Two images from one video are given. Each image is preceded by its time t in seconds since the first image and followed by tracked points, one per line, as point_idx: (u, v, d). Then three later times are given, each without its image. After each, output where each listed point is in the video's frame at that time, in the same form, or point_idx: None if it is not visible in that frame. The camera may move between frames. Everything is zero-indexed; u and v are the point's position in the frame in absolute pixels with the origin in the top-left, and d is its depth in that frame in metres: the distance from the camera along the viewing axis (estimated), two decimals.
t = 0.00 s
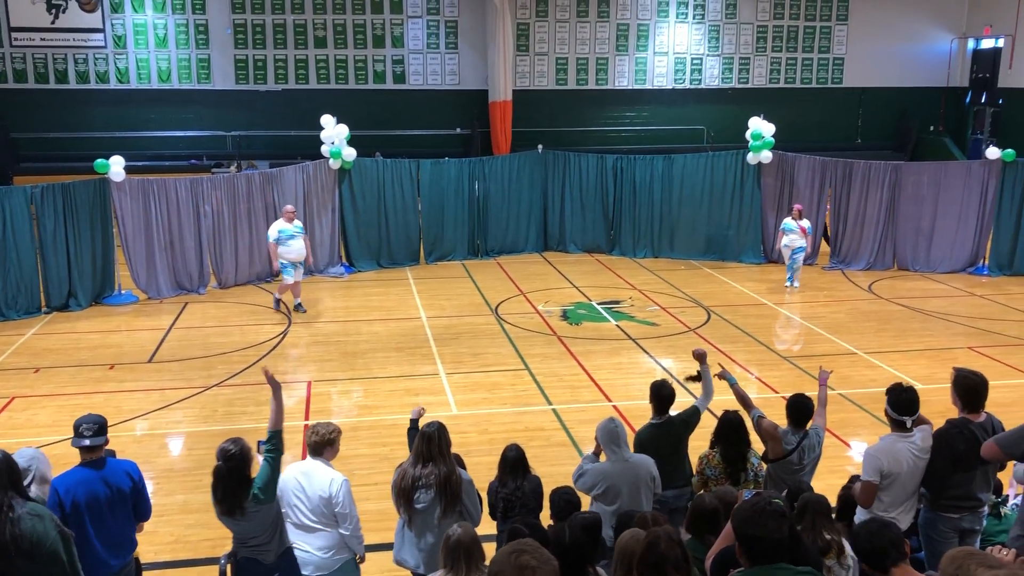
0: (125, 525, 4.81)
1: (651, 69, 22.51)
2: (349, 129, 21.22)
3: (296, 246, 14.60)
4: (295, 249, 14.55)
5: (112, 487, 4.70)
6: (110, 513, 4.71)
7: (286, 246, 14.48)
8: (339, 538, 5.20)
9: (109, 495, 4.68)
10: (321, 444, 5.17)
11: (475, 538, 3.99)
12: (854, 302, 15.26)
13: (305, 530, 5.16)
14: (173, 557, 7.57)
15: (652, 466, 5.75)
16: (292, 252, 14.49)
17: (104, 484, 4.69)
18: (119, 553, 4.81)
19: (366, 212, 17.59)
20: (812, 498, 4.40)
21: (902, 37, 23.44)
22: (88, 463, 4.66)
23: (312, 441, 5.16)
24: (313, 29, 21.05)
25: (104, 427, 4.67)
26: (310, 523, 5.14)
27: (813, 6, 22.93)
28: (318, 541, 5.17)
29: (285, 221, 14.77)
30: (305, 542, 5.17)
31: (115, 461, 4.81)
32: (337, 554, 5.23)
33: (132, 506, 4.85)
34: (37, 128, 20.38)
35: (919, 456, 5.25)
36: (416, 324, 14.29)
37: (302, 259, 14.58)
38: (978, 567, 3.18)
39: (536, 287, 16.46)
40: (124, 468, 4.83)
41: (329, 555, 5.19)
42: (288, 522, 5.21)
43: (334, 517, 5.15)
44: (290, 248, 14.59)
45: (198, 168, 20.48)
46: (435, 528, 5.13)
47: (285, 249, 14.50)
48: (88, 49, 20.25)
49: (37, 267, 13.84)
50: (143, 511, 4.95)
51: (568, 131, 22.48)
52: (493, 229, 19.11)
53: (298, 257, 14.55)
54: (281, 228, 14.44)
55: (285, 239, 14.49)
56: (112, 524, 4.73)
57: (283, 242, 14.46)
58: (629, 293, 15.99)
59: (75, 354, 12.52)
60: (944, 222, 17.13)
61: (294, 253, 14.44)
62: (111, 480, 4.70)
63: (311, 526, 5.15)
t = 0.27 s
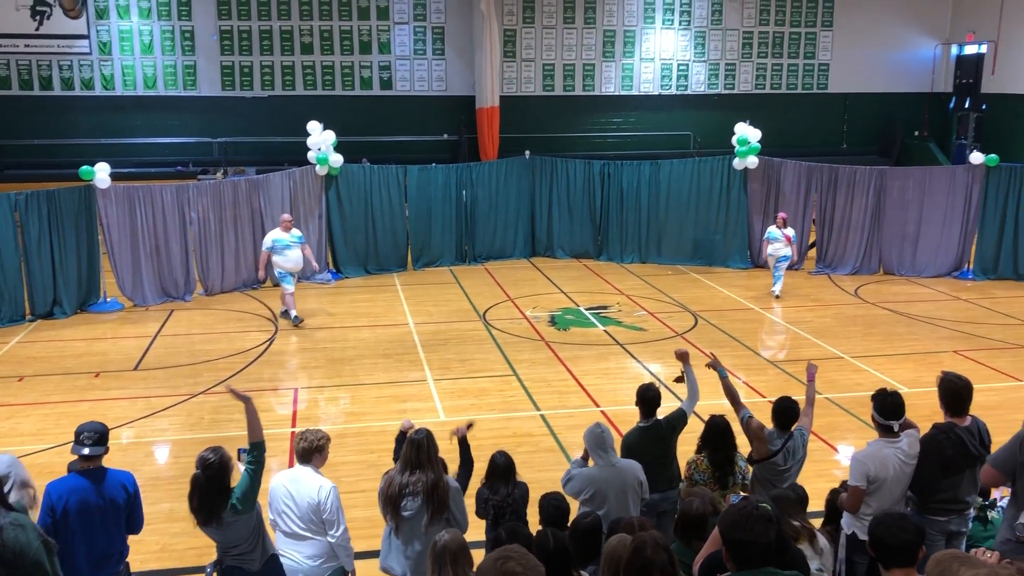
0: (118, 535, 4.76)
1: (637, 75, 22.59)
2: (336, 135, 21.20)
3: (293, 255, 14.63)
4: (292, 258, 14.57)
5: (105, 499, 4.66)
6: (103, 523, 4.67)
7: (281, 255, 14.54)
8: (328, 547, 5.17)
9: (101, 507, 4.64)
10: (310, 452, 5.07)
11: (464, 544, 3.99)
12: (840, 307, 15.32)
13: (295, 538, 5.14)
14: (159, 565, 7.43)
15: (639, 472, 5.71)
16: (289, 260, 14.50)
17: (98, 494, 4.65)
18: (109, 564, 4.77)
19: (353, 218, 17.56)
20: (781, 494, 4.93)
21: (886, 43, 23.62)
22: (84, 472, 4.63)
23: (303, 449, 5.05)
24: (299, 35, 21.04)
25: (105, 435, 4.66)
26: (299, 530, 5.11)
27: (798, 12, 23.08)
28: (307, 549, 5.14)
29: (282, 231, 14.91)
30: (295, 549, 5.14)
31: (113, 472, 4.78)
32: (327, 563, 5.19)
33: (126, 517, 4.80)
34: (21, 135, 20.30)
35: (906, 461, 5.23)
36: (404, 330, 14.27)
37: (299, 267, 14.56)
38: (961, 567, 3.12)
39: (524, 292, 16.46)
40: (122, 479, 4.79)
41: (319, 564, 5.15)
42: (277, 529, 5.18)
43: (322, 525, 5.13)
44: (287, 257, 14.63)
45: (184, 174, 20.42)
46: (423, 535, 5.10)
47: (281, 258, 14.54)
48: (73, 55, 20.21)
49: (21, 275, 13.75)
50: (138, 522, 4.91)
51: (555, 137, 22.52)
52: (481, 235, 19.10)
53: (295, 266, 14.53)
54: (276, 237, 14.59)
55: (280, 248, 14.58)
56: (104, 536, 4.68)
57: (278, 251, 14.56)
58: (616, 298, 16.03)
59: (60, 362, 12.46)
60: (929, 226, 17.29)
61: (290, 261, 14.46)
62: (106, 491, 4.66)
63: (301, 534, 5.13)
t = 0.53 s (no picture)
0: (100, 546, 4.69)
1: (624, 78, 22.65)
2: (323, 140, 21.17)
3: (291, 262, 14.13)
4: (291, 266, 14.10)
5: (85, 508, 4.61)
6: (81, 533, 4.61)
7: (280, 262, 14.07)
8: (329, 554, 5.15)
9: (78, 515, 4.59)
10: (308, 457, 5.06)
11: (456, 550, 3.97)
12: (828, 309, 15.38)
13: (296, 545, 5.12)
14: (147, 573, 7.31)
15: (627, 475, 5.67)
16: (288, 268, 14.04)
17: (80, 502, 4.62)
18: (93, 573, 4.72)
19: (341, 223, 17.55)
20: (759, 469, 4.96)
21: (871, 46, 23.76)
22: (68, 477, 4.62)
23: (299, 454, 5.05)
24: (285, 40, 20.99)
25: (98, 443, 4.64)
26: (302, 537, 5.09)
27: (783, 16, 23.19)
28: (310, 556, 5.12)
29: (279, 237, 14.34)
30: (298, 557, 5.13)
31: (103, 481, 4.73)
32: (329, 570, 5.16)
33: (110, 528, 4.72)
34: (5, 141, 20.18)
35: (893, 461, 5.25)
36: (392, 335, 14.25)
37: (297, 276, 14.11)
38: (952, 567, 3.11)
39: (512, 296, 16.45)
40: (109, 489, 4.72)
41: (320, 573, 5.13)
42: (279, 537, 5.16)
43: (325, 531, 5.10)
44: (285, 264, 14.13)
45: (170, 179, 20.35)
46: (410, 542, 5.02)
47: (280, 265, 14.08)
48: (57, 61, 20.11)
49: (6, 282, 13.65)
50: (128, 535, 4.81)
51: (542, 141, 22.55)
52: (468, 239, 19.09)
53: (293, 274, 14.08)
54: (274, 243, 14.02)
55: (279, 254, 14.10)
56: (81, 545, 4.63)
57: (276, 258, 14.07)
58: (604, 301, 16.06)
59: (46, 370, 12.37)
60: (914, 228, 17.40)
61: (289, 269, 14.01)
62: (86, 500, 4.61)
63: (303, 541, 5.10)
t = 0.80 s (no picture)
0: (67, 553, 4.63)
1: (612, 80, 22.69)
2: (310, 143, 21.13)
3: (291, 266, 13.99)
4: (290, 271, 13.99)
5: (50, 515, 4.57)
6: (48, 537, 4.59)
7: (281, 267, 13.92)
8: (332, 558, 5.18)
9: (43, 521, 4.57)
10: (307, 464, 5.06)
11: (448, 553, 3.97)
12: (815, 309, 15.46)
13: (298, 551, 5.15)
14: None
15: (616, 476, 5.65)
16: (287, 273, 13.92)
17: (50, 506, 4.61)
18: None
19: (329, 226, 17.53)
20: (754, 437, 5.00)
21: (857, 47, 23.88)
22: (45, 480, 4.62)
23: (298, 461, 5.05)
24: (272, 42, 20.93)
25: (80, 447, 4.65)
26: (304, 543, 5.12)
27: (770, 17, 23.28)
28: (312, 561, 5.14)
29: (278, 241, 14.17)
30: (300, 562, 5.15)
31: (77, 488, 4.66)
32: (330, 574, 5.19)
33: (78, 537, 4.63)
34: None
35: (880, 459, 5.23)
36: (381, 338, 14.23)
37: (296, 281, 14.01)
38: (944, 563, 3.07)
39: (501, 298, 16.46)
40: (79, 498, 4.63)
41: None
42: (279, 543, 5.19)
43: (327, 536, 5.14)
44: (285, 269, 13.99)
45: (157, 182, 20.27)
46: (399, 545, 5.00)
47: (280, 270, 13.94)
48: (42, 64, 19.99)
49: None
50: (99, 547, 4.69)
51: (530, 142, 22.56)
52: (457, 241, 19.08)
53: (292, 279, 13.98)
54: (275, 247, 13.84)
55: (279, 259, 13.91)
56: (46, 551, 4.60)
57: (277, 262, 13.90)
58: (593, 302, 16.09)
59: (33, 374, 12.30)
60: (901, 228, 17.50)
61: (288, 274, 13.90)
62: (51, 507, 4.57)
63: (305, 546, 5.13)
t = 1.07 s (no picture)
0: (40, 554, 4.61)
1: (602, 80, 22.72)
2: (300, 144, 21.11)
3: (300, 270, 13.80)
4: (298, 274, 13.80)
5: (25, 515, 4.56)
6: (25, 537, 4.59)
7: (288, 271, 13.72)
8: (333, 560, 5.13)
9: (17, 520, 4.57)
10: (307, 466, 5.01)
11: (441, 554, 3.97)
12: (805, 309, 15.51)
13: (298, 555, 5.07)
14: None
15: (608, 476, 5.65)
16: (296, 277, 13.74)
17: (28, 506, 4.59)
18: None
19: (319, 227, 17.51)
20: (754, 431, 4.95)
21: (846, 47, 23.96)
22: (28, 478, 4.65)
23: (297, 464, 4.99)
24: (262, 43, 20.88)
25: (63, 448, 4.65)
26: (304, 546, 5.05)
27: (760, 18, 23.34)
28: (312, 565, 5.08)
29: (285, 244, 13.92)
30: (300, 566, 5.08)
31: (56, 490, 4.64)
32: None
33: (52, 540, 4.60)
34: None
35: (870, 456, 5.27)
36: (372, 339, 14.22)
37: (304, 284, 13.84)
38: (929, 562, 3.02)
39: (492, 299, 16.47)
40: (54, 500, 4.59)
41: None
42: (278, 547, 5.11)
43: (328, 539, 5.08)
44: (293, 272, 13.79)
45: (147, 184, 20.21)
46: (389, 546, 4.99)
47: (288, 273, 13.76)
48: (30, 64, 19.90)
49: None
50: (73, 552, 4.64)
51: (521, 143, 22.57)
52: (448, 242, 19.08)
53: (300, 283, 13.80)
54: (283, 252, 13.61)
55: (287, 263, 13.72)
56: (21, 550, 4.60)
57: (285, 266, 13.71)
58: (584, 302, 16.11)
59: (22, 377, 12.24)
60: (890, 228, 17.57)
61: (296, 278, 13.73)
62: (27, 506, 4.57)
63: (305, 549, 5.06)
